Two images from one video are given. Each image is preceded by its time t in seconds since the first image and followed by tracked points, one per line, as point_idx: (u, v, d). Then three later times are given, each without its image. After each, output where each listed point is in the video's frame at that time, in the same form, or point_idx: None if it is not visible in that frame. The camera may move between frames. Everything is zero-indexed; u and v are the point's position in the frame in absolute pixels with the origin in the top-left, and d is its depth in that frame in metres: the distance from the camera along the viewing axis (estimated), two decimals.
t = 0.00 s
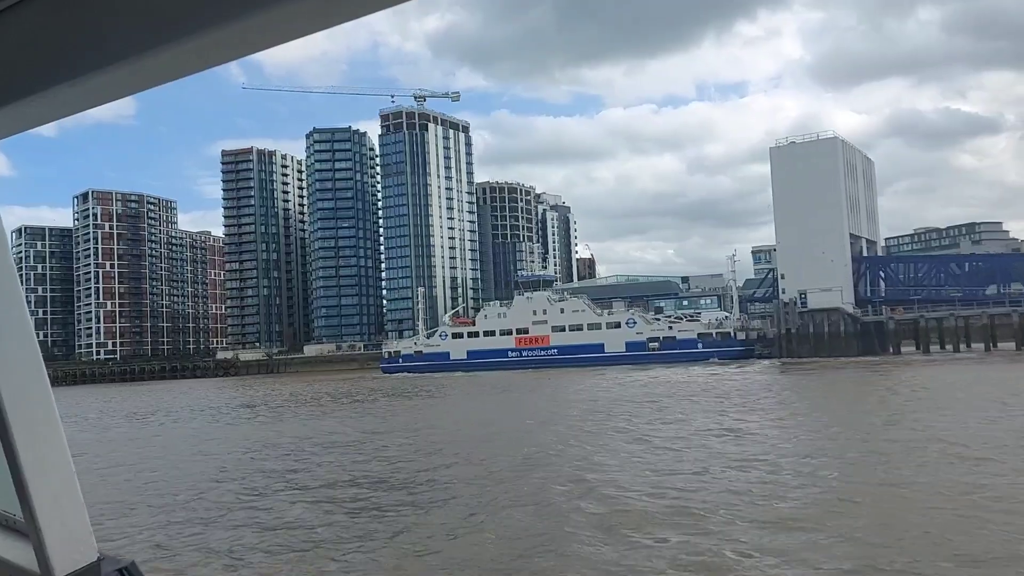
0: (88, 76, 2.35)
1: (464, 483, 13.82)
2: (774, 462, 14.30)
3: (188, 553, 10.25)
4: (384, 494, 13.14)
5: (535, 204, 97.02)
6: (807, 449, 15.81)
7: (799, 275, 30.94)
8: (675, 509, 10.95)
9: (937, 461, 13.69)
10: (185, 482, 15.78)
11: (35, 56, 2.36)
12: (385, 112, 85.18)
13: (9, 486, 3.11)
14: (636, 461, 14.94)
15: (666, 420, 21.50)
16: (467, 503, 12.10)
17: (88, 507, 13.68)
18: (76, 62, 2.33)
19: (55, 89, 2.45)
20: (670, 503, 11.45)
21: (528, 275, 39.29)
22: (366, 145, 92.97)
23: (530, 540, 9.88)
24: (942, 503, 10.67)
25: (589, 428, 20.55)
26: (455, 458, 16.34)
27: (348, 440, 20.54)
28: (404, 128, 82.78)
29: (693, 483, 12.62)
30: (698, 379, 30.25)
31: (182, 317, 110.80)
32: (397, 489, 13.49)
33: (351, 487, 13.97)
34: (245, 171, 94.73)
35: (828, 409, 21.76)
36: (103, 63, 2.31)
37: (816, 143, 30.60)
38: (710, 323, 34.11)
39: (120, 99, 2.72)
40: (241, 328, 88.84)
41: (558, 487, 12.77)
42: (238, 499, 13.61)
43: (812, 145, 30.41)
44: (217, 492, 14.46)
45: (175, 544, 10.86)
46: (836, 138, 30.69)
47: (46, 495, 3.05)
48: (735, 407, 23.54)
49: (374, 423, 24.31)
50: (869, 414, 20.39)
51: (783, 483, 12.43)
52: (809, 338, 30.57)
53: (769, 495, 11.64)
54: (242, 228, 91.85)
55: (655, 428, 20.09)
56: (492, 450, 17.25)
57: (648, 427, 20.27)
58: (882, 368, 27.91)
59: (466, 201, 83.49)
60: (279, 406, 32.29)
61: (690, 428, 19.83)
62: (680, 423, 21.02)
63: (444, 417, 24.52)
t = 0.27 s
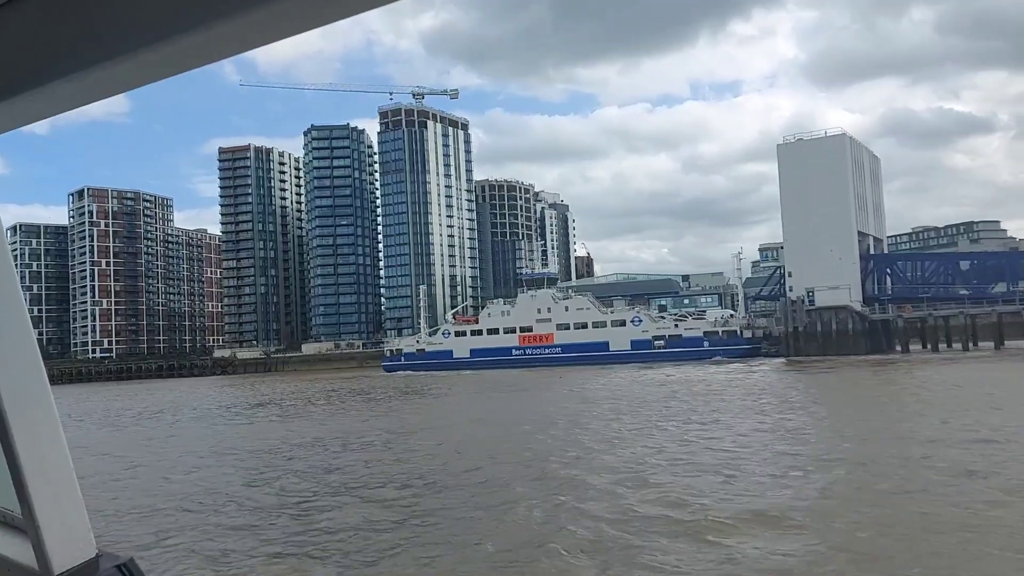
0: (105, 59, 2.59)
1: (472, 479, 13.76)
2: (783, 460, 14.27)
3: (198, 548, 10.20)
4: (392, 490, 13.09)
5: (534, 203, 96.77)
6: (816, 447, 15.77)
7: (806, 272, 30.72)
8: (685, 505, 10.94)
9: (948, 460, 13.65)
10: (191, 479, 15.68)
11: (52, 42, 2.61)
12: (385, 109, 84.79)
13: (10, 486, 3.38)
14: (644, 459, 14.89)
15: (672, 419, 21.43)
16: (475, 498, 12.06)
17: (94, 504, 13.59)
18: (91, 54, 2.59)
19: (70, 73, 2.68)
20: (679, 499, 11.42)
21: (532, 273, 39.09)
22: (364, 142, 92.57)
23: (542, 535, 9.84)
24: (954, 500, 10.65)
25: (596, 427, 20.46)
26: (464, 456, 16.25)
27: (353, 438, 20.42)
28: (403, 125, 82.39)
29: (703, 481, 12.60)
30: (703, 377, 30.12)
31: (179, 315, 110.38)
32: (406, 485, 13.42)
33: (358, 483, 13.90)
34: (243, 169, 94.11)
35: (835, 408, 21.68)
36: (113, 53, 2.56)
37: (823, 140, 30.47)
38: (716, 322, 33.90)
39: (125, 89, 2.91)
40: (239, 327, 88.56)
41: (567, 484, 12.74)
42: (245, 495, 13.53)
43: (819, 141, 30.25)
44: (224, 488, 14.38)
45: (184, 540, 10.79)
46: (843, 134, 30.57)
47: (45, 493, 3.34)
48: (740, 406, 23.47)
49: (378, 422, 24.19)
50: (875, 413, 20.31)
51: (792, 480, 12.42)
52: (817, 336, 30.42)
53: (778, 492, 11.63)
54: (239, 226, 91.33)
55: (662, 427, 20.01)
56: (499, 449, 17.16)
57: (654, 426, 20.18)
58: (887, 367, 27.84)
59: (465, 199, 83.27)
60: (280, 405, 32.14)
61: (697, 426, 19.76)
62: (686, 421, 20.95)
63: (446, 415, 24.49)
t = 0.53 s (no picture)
0: (101, 57, 2.58)
1: (482, 479, 13.52)
2: (798, 460, 14.07)
3: (206, 545, 10.01)
4: (401, 488, 12.87)
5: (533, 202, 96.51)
6: (830, 446, 15.57)
7: (815, 271, 30.50)
8: (701, 505, 10.74)
9: (966, 458, 13.45)
10: (195, 478, 15.42)
11: (48, 40, 2.61)
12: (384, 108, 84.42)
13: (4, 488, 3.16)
14: (656, 459, 14.68)
15: (680, 419, 21.21)
16: (486, 497, 11.84)
17: (96, 503, 13.34)
18: (88, 56, 2.59)
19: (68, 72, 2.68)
20: (694, 498, 11.23)
21: (536, 273, 38.83)
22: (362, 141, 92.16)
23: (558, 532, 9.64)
24: (974, 497, 10.47)
25: (603, 427, 20.24)
26: (473, 456, 16.01)
27: (359, 438, 20.15)
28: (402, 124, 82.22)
29: (717, 479, 12.40)
30: (709, 377, 29.92)
31: (176, 315, 109.88)
32: (414, 483, 13.20)
33: (366, 482, 13.67)
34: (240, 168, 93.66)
35: (844, 408, 21.49)
36: (110, 51, 2.55)
37: (833, 137, 30.13)
38: (723, 321, 33.62)
39: (121, 87, 2.89)
40: (236, 326, 88.26)
41: (579, 483, 12.53)
42: (250, 493, 13.30)
43: (828, 140, 29.94)
44: (229, 486, 14.15)
45: (190, 537, 10.61)
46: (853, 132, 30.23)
47: (46, 493, 3.11)
48: (747, 406, 23.25)
49: (382, 422, 23.93)
50: (886, 413, 20.10)
51: (808, 478, 12.23)
52: (825, 336, 30.19)
53: (794, 491, 11.45)
54: (237, 225, 90.93)
55: (670, 427, 19.79)
56: (508, 449, 16.93)
57: (663, 426, 19.96)
58: (895, 367, 27.64)
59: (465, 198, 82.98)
60: (282, 404, 31.89)
61: (707, 426, 19.53)
62: (694, 421, 20.73)
63: (451, 415, 24.28)
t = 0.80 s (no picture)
0: (101, 53, 2.88)
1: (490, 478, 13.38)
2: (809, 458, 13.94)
3: (212, 540, 10.03)
4: (408, 489, 12.74)
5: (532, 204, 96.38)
6: (840, 447, 15.46)
7: (823, 273, 30.22)
8: (710, 504, 10.65)
9: (980, 457, 13.34)
10: (199, 479, 15.25)
11: (50, 36, 2.89)
12: (383, 108, 84.28)
13: None
14: (664, 461, 14.57)
15: (686, 420, 21.08)
16: (494, 497, 11.71)
17: (99, 502, 13.16)
18: (91, 53, 2.87)
19: (70, 70, 2.99)
20: (704, 498, 11.12)
21: (540, 273, 38.56)
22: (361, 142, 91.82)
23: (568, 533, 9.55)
24: (989, 496, 10.38)
25: (609, 429, 20.09)
26: (480, 458, 15.84)
27: (363, 440, 19.96)
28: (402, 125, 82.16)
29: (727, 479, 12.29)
30: (714, 379, 29.72)
31: (171, 317, 109.33)
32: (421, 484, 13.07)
33: (372, 483, 13.54)
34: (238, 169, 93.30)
35: (851, 409, 21.38)
36: (105, 50, 2.86)
37: (841, 138, 29.94)
38: (730, 323, 33.39)
39: (118, 83, 3.18)
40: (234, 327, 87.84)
41: (587, 483, 12.43)
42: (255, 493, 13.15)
43: (836, 140, 29.78)
44: (232, 486, 13.98)
45: (196, 530, 10.62)
46: (861, 133, 30.04)
47: (36, 494, 3.26)
48: (754, 408, 23.12)
49: (385, 424, 23.75)
50: (893, 414, 20.07)
51: (821, 477, 12.10)
52: (834, 339, 29.92)
53: (804, 490, 11.36)
54: (235, 226, 90.52)
55: (677, 428, 19.65)
56: (515, 451, 16.78)
57: (670, 427, 19.82)
58: (901, 368, 27.50)
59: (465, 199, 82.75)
60: (283, 406, 31.67)
61: (713, 427, 19.40)
62: (701, 423, 20.59)
63: (454, 417, 24.17)
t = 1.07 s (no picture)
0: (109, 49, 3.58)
1: (494, 485, 13.58)
2: (811, 467, 14.13)
3: (224, 547, 10.24)
4: (414, 494, 12.92)
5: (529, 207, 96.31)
6: (842, 452, 15.63)
7: (828, 276, 30.08)
8: (711, 512, 10.90)
9: (980, 466, 13.54)
10: (205, 483, 15.34)
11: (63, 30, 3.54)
12: (381, 111, 84.15)
13: None
14: (667, 466, 14.74)
15: (688, 424, 21.18)
16: (500, 503, 11.93)
17: (107, 507, 13.26)
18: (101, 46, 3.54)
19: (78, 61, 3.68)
20: (705, 506, 11.36)
21: (543, 275, 38.35)
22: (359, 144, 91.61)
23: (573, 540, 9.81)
24: (982, 505, 10.67)
25: (612, 432, 20.18)
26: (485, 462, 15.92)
27: (367, 444, 20.00)
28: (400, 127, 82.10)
29: (728, 487, 12.52)
30: (718, 381, 29.68)
31: (167, 319, 108.86)
32: (428, 490, 13.24)
33: (378, 488, 13.68)
34: (234, 171, 92.99)
35: (852, 413, 21.50)
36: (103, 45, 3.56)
37: (848, 140, 29.81)
38: (735, 325, 33.21)
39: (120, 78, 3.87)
40: (230, 330, 87.61)
41: (589, 490, 12.66)
42: (263, 498, 13.30)
43: (844, 142, 29.65)
44: (240, 492, 14.11)
45: (208, 538, 10.83)
46: (869, 136, 29.92)
47: (28, 489, 4.10)
48: (755, 411, 23.22)
49: (388, 427, 23.78)
50: (892, 419, 20.27)
51: (822, 487, 12.34)
52: (841, 342, 29.89)
53: (804, 498, 11.60)
54: (231, 228, 90.21)
55: (679, 432, 19.75)
56: (518, 455, 16.86)
57: (672, 431, 19.92)
58: (902, 372, 27.60)
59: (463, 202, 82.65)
60: (284, 410, 31.65)
61: (716, 432, 19.51)
62: (702, 426, 20.74)
63: (457, 421, 24.28)
